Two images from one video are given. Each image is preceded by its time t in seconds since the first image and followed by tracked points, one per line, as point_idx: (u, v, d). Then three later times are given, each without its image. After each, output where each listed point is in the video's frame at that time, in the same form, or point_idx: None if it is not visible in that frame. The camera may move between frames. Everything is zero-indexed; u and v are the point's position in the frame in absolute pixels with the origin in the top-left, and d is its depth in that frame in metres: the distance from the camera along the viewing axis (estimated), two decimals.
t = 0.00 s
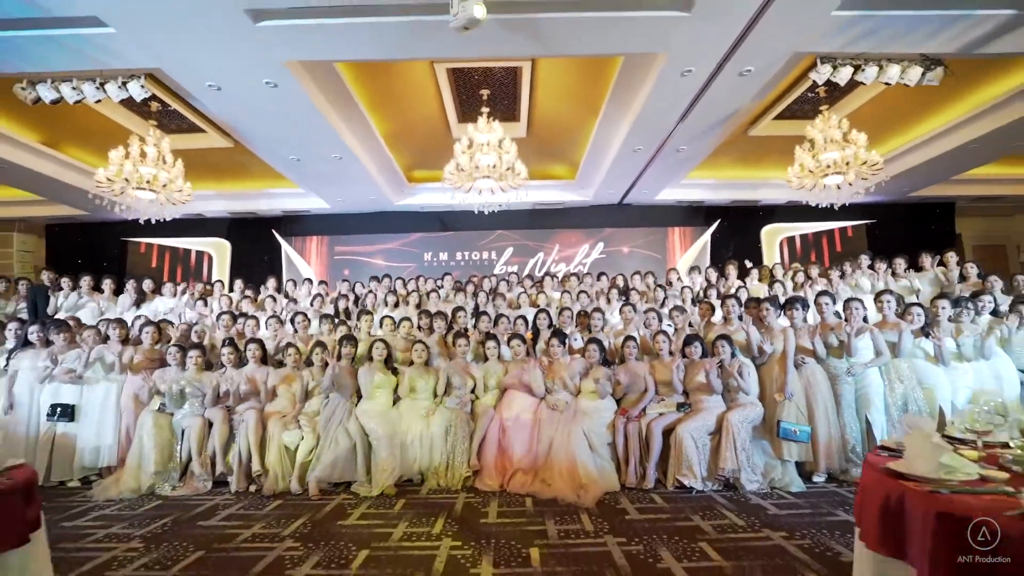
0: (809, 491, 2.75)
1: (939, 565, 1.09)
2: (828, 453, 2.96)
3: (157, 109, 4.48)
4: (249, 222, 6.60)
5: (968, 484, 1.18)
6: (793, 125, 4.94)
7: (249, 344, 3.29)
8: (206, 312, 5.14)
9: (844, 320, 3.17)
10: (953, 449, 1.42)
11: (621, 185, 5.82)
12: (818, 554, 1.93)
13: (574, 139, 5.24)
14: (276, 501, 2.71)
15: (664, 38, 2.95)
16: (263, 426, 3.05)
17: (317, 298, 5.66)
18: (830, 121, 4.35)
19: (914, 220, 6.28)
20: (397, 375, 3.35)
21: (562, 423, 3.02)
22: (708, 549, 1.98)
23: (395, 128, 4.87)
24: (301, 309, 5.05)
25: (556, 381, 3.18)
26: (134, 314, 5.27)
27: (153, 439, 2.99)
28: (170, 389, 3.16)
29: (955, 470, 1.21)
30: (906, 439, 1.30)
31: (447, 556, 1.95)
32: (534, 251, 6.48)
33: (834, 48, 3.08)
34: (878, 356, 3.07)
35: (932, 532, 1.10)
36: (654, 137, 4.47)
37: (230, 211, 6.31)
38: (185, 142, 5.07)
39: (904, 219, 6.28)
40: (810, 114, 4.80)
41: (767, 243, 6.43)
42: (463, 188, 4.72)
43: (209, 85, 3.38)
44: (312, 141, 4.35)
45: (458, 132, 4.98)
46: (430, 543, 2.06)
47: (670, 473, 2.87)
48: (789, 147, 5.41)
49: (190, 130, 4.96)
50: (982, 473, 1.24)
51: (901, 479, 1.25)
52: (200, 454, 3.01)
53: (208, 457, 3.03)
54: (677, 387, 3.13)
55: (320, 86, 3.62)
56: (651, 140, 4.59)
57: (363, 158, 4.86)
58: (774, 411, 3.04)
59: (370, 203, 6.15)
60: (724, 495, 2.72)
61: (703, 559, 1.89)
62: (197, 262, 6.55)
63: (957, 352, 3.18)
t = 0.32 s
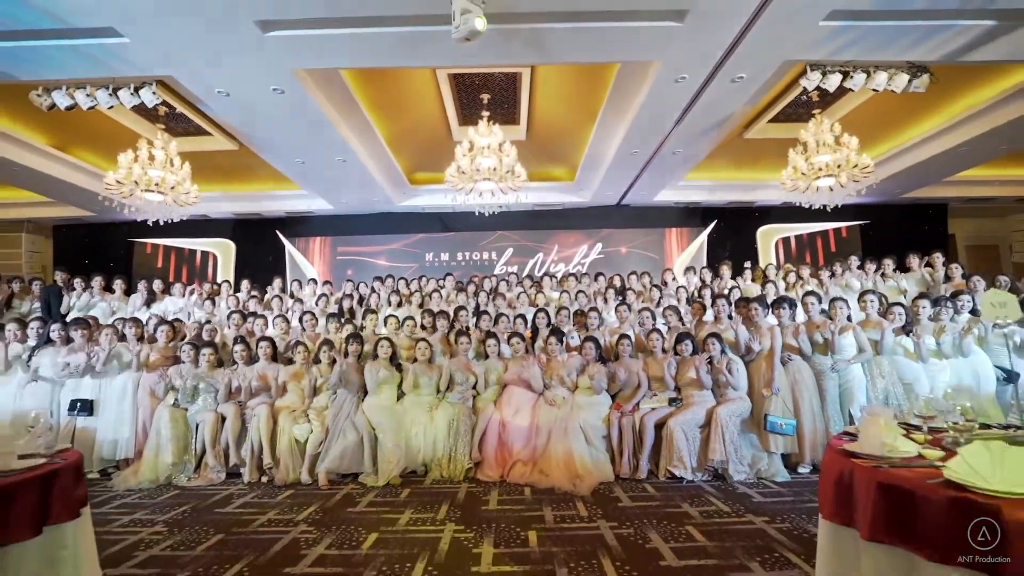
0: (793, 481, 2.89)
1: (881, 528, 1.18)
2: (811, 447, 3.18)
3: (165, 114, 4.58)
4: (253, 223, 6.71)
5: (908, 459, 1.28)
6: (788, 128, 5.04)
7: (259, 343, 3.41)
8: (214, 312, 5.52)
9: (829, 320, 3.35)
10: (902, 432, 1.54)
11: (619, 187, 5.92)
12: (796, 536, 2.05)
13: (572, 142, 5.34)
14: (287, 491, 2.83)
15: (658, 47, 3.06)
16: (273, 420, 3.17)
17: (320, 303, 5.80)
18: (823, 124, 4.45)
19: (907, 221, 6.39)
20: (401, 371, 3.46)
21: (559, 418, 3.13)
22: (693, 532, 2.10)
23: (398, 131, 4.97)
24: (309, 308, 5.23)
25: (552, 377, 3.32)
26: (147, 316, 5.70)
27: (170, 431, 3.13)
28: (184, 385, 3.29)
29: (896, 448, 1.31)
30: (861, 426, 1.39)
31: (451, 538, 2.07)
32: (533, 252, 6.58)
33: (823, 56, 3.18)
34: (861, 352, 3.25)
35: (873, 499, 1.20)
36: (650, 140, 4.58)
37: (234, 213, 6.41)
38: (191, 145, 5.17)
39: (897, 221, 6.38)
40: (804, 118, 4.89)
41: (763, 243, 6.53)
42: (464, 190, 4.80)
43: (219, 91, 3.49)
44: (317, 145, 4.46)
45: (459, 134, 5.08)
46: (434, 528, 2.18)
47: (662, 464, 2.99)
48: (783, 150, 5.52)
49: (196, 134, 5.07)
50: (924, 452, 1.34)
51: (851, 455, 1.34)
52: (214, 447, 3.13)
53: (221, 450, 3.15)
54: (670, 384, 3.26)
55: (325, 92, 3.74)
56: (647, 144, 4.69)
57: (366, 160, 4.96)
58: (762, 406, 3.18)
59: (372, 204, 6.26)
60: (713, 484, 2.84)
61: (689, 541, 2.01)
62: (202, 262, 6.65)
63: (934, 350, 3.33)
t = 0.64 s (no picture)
0: (784, 475, 2.97)
1: (847, 509, 1.27)
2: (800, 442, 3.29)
3: (170, 117, 4.65)
4: (256, 224, 6.78)
5: (876, 447, 1.35)
6: (784, 129, 5.10)
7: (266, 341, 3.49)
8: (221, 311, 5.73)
9: (820, 319, 3.44)
10: (877, 424, 1.62)
11: (617, 188, 5.99)
12: (782, 525, 2.14)
13: (571, 144, 5.41)
14: (294, 484, 2.91)
15: (655, 53, 3.13)
16: (280, 417, 3.25)
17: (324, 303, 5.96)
18: (819, 127, 4.50)
19: (903, 221, 6.45)
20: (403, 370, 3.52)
21: (558, 413, 3.20)
22: (685, 521, 2.17)
23: (400, 134, 5.04)
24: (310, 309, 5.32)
25: (551, 375, 3.37)
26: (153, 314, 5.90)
27: (179, 427, 3.21)
28: (193, 382, 3.38)
29: (864, 436, 1.38)
30: (835, 419, 1.46)
31: (453, 527, 2.14)
32: (533, 252, 6.65)
33: (817, 61, 3.25)
34: (850, 350, 3.33)
35: (841, 484, 1.28)
36: (648, 142, 4.64)
37: (237, 213, 6.47)
38: (196, 146, 5.24)
39: (893, 220, 6.44)
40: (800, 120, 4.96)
41: (760, 244, 6.59)
42: (465, 191, 4.86)
43: (225, 95, 3.56)
44: (319, 148, 4.54)
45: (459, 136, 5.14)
46: (436, 518, 2.25)
47: (657, 459, 3.07)
48: (779, 152, 5.58)
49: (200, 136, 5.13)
50: (890, 441, 1.41)
51: (826, 445, 1.41)
52: (222, 442, 3.22)
53: (229, 445, 3.23)
54: (666, 382, 3.34)
55: (329, 96, 3.81)
56: (644, 146, 4.76)
57: (368, 162, 5.03)
58: (754, 403, 3.28)
59: (374, 205, 6.34)
60: (706, 478, 2.92)
61: (680, 529, 2.09)
62: (205, 262, 6.71)
63: (923, 348, 3.41)
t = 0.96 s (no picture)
0: (777, 471, 3.04)
1: (827, 496, 1.33)
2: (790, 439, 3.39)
3: (175, 120, 4.70)
4: (258, 224, 6.84)
5: (855, 441, 1.41)
6: (782, 131, 5.15)
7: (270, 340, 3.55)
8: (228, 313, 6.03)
9: (813, 320, 3.57)
10: (860, 420, 1.68)
11: (617, 189, 6.02)
12: (773, 518, 2.19)
13: (570, 145, 5.46)
14: (299, 479, 2.97)
15: (653, 58, 3.18)
16: (285, 414, 3.31)
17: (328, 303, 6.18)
18: (816, 129, 4.52)
19: (902, 220, 6.44)
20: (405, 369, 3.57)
21: (557, 411, 3.26)
22: (679, 514, 2.23)
23: (402, 135, 5.10)
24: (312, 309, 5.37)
25: (550, 374, 3.42)
26: (160, 315, 6.12)
27: (187, 425, 3.28)
28: (199, 380, 3.44)
29: (844, 429, 1.44)
30: (818, 415, 1.52)
31: (455, 520, 2.20)
32: (533, 252, 6.71)
33: (812, 65, 3.30)
34: (842, 349, 3.46)
35: (820, 476, 1.34)
36: (646, 144, 4.70)
37: (239, 213, 6.50)
38: (200, 147, 5.29)
39: (891, 221, 6.46)
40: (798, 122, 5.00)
41: (759, 244, 6.62)
42: (466, 192, 4.91)
43: (229, 98, 3.61)
44: (322, 150, 4.60)
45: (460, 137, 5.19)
46: (438, 512, 2.31)
47: (654, 456, 3.12)
48: (777, 153, 5.63)
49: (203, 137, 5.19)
50: (869, 435, 1.48)
51: (808, 438, 1.47)
52: (228, 439, 3.27)
53: (235, 441, 3.29)
54: (662, 381, 3.40)
55: (332, 99, 3.87)
56: (643, 148, 4.82)
57: (370, 163, 5.08)
58: (748, 401, 3.34)
59: (376, 206, 6.40)
60: (702, 474, 2.98)
61: (674, 522, 2.15)
62: (208, 261, 6.74)
63: (914, 347, 3.47)
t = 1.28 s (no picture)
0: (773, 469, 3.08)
1: (813, 489, 1.38)
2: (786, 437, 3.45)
3: (177, 121, 4.74)
4: (260, 224, 6.87)
5: (842, 436, 1.46)
6: (781, 132, 5.17)
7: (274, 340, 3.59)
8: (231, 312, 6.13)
9: (809, 320, 3.65)
10: (846, 417, 1.73)
11: (616, 189, 6.03)
12: (767, 514, 2.24)
13: (570, 146, 5.49)
14: (303, 477, 3.02)
15: (651, 62, 3.22)
16: (289, 412, 3.37)
17: (330, 303, 6.27)
18: (813, 130, 4.55)
19: (901, 222, 6.41)
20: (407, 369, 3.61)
21: (556, 410, 3.31)
22: (676, 511, 2.28)
23: (403, 137, 5.14)
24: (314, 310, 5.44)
25: (550, 373, 3.47)
26: (165, 314, 6.23)
27: (194, 424, 3.34)
28: (205, 379, 3.48)
29: (831, 427, 1.49)
30: (807, 412, 1.57)
31: (457, 516, 2.25)
32: (534, 252, 6.74)
33: (809, 68, 3.34)
34: (837, 349, 3.53)
35: (808, 471, 1.39)
36: (645, 146, 4.74)
37: (241, 213, 6.54)
38: (202, 149, 5.32)
39: (891, 221, 6.43)
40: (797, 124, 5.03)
41: (757, 246, 6.61)
42: (466, 193, 4.94)
43: (232, 101, 3.66)
44: (323, 152, 4.65)
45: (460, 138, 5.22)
46: (441, 507, 2.36)
47: (651, 453, 3.17)
48: (776, 154, 5.66)
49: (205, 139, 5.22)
50: (856, 432, 1.52)
51: (798, 435, 1.52)
52: (234, 437, 3.32)
53: (240, 439, 3.34)
54: (660, 381, 3.44)
55: (334, 101, 3.91)
56: (642, 149, 4.85)
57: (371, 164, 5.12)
58: (745, 400, 3.38)
59: (376, 207, 6.43)
60: (698, 472, 3.03)
61: (670, 517, 2.20)
62: (211, 263, 6.71)
63: (908, 347, 3.52)
